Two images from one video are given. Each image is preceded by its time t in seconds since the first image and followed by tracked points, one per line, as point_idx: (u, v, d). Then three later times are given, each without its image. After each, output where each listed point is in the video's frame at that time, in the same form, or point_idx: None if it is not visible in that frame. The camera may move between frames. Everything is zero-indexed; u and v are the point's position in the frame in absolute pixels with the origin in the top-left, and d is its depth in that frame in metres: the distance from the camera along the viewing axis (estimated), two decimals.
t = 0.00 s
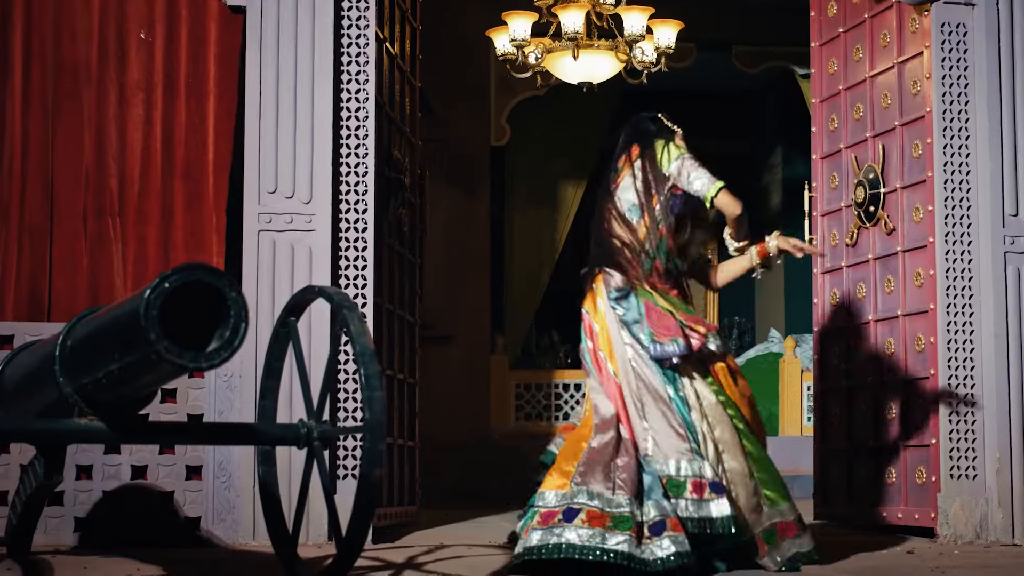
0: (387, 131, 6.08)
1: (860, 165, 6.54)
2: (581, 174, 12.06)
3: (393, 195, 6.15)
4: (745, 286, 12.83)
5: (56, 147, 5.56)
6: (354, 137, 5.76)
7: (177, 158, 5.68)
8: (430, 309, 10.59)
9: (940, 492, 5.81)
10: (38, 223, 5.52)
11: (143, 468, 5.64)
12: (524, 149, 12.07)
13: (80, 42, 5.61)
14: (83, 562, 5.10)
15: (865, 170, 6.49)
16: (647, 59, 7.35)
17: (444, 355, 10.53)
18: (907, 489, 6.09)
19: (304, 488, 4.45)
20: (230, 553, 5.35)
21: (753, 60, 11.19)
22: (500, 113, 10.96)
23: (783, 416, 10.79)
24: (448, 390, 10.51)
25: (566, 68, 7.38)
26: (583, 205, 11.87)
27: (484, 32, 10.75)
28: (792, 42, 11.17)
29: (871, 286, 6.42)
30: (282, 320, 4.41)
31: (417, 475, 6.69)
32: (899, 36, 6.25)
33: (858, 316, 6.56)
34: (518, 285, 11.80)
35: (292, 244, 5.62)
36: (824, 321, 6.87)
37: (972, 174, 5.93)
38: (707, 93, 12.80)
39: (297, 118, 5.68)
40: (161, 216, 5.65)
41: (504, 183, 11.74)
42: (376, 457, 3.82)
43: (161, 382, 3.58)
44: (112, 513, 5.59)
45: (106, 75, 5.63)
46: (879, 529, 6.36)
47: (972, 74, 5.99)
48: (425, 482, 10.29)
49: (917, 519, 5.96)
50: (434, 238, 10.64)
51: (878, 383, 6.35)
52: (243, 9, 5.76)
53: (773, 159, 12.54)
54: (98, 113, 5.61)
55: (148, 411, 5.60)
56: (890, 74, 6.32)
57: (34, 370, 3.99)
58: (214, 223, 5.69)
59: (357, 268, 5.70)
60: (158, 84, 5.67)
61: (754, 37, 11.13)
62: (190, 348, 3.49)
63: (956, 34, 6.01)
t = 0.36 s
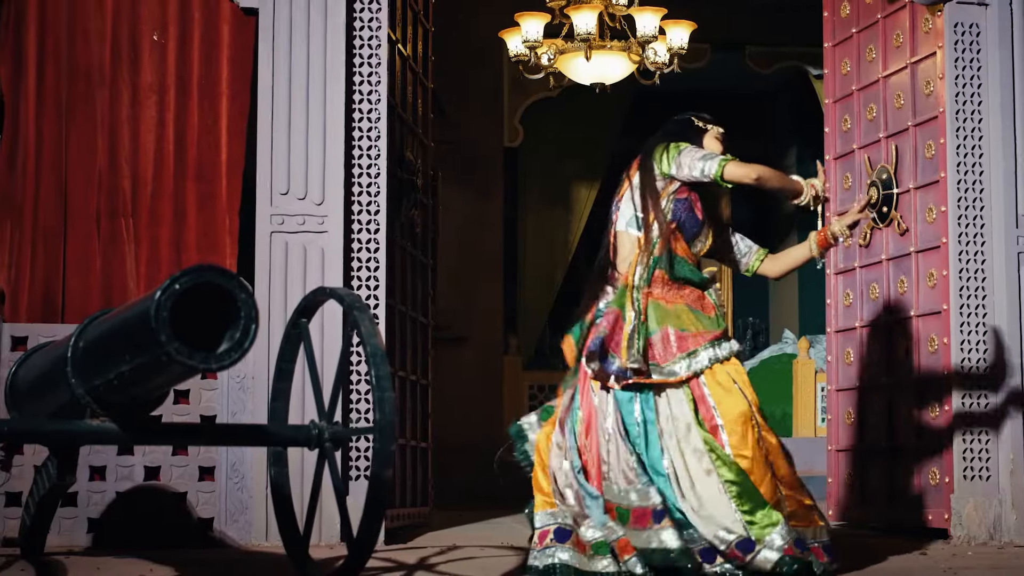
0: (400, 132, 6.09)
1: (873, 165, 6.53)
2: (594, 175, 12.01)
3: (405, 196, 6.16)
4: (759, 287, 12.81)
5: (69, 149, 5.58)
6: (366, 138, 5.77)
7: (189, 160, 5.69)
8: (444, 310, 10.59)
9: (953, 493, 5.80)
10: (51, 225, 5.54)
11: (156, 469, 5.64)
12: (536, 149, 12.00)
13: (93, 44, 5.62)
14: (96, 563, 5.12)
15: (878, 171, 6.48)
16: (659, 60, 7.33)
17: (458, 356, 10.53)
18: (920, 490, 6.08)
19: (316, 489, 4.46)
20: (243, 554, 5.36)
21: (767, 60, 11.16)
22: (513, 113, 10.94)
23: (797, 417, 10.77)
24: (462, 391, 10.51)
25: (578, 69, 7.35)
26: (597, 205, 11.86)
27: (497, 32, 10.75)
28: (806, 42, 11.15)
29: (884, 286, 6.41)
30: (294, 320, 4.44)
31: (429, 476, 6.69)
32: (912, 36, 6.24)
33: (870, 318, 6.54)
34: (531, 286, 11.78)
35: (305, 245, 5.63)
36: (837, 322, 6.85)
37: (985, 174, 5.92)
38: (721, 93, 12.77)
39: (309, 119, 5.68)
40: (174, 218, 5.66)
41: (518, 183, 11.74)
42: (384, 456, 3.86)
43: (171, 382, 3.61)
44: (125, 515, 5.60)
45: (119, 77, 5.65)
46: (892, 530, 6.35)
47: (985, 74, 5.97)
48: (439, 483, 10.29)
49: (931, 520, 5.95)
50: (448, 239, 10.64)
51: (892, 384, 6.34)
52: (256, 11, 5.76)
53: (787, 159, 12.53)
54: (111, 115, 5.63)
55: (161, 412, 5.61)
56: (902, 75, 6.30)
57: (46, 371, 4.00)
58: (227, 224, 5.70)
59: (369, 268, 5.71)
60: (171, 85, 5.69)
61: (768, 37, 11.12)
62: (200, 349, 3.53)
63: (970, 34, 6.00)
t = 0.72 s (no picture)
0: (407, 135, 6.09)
1: (881, 168, 6.53)
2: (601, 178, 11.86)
3: (413, 198, 6.17)
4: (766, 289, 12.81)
5: (79, 152, 5.60)
6: (375, 141, 5.78)
7: (198, 162, 5.69)
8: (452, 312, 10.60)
9: (961, 495, 5.81)
10: (60, 228, 5.56)
11: (166, 471, 5.65)
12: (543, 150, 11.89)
13: (102, 46, 5.64)
14: (106, 565, 5.13)
15: (885, 173, 6.49)
16: (667, 62, 7.32)
17: (466, 357, 10.53)
18: (927, 492, 6.08)
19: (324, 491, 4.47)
20: (252, 556, 5.37)
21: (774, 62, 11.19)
22: (521, 115, 10.93)
23: (804, 418, 10.84)
24: (470, 393, 10.51)
25: (586, 71, 7.35)
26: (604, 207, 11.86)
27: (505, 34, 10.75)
28: (813, 44, 11.13)
29: (891, 289, 6.40)
30: (301, 323, 4.50)
31: (437, 478, 6.70)
32: (920, 38, 6.24)
33: (877, 320, 6.54)
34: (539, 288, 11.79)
35: (313, 248, 5.64)
36: (845, 324, 6.85)
37: (993, 176, 5.93)
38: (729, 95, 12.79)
39: (318, 122, 5.69)
40: (182, 220, 5.67)
41: (525, 185, 11.74)
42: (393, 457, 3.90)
43: (181, 385, 3.63)
44: (134, 517, 5.62)
45: (127, 79, 5.66)
46: (900, 532, 6.35)
47: (993, 77, 5.98)
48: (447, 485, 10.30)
49: (939, 522, 5.96)
50: (456, 241, 10.65)
51: (898, 387, 6.33)
52: (264, 14, 5.77)
53: (795, 161, 12.52)
54: (119, 118, 5.64)
55: (170, 415, 5.62)
56: (910, 77, 6.30)
57: (55, 374, 4.01)
58: (235, 227, 5.70)
59: (377, 271, 5.72)
60: (179, 88, 5.69)
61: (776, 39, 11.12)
62: (210, 352, 3.55)
63: (978, 36, 6.00)
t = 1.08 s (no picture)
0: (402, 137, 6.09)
1: (874, 170, 6.55)
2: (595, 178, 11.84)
3: (408, 200, 6.17)
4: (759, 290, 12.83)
5: (74, 154, 5.60)
6: (370, 143, 5.78)
7: (193, 163, 5.69)
8: (445, 314, 10.60)
9: (954, 497, 5.83)
10: (55, 229, 5.55)
11: (161, 473, 5.66)
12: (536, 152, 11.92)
13: (98, 47, 5.64)
14: (102, 567, 5.13)
15: (878, 175, 6.50)
16: (661, 64, 7.33)
17: (459, 358, 10.54)
18: (921, 494, 6.10)
19: (322, 493, 4.48)
20: (247, 558, 5.37)
21: (769, 64, 11.27)
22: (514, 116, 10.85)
23: (797, 420, 10.81)
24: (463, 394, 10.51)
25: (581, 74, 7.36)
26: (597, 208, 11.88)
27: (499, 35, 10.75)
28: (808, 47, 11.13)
29: (884, 291, 6.42)
30: (298, 326, 4.54)
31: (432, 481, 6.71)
32: (913, 41, 6.26)
33: (870, 322, 6.56)
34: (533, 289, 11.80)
35: (309, 250, 5.64)
36: (838, 326, 6.86)
37: (986, 179, 5.94)
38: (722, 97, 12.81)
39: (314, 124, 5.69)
40: (177, 222, 5.67)
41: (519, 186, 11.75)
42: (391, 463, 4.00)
43: (181, 387, 3.64)
44: (129, 519, 5.61)
45: (123, 81, 5.66)
46: (893, 534, 6.37)
47: (986, 80, 5.99)
48: (440, 485, 10.30)
49: (932, 523, 5.98)
50: (450, 242, 10.65)
51: (893, 388, 6.35)
52: (260, 15, 5.76)
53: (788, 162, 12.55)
54: (114, 119, 5.64)
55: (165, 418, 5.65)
56: (903, 80, 6.32)
57: (53, 377, 4.01)
58: (231, 228, 5.70)
59: (372, 273, 5.72)
60: (175, 89, 5.69)
61: (769, 40, 11.13)
62: (210, 355, 3.57)
63: (971, 40, 6.01)
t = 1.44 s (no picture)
0: (389, 138, 6.08)
1: (858, 172, 6.58)
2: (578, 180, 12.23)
3: (395, 202, 6.16)
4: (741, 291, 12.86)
5: (60, 155, 5.59)
6: (357, 145, 5.78)
7: (180, 165, 5.68)
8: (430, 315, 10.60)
9: (939, 498, 5.85)
10: (41, 229, 5.54)
11: (147, 475, 5.65)
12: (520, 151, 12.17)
13: (84, 48, 5.63)
14: (89, 569, 5.12)
15: (863, 178, 6.53)
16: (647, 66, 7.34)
17: (443, 360, 10.53)
18: (905, 494, 6.12)
19: (311, 496, 4.48)
20: (234, 560, 5.37)
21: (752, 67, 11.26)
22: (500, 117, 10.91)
23: (780, 421, 10.83)
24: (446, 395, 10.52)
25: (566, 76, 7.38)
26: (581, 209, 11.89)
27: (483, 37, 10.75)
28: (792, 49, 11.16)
29: (869, 293, 6.45)
30: (287, 329, 4.54)
31: (418, 482, 6.71)
32: (898, 44, 6.28)
33: (855, 323, 6.59)
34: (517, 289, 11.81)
35: (295, 251, 5.64)
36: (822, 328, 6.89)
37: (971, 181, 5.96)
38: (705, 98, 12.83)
39: (300, 126, 5.69)
40: (164, 221, 5.66)
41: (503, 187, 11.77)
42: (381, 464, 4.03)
43: (171, 390, 3.65)
44: (115, 521, 5.60)
45: (109, 82, 5.65)
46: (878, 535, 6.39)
47: (971, 82, 6.01)
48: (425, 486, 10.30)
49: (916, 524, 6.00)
50: (434, 243, 10.66)
51: (877, 390, 6.38)
52: (246, 17, 5.75)
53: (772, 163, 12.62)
54: (100, 120, 5.63)
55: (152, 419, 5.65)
56: (888, 83, 6.35)
57: (41, 379, 4.00)
58: (217, 229, 5.70)
59: (359, 274, 5.71)
60: (161, 90, 5.68)
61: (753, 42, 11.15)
62: (201, 358, 3.58)
63: (955, 42, 6.03)
